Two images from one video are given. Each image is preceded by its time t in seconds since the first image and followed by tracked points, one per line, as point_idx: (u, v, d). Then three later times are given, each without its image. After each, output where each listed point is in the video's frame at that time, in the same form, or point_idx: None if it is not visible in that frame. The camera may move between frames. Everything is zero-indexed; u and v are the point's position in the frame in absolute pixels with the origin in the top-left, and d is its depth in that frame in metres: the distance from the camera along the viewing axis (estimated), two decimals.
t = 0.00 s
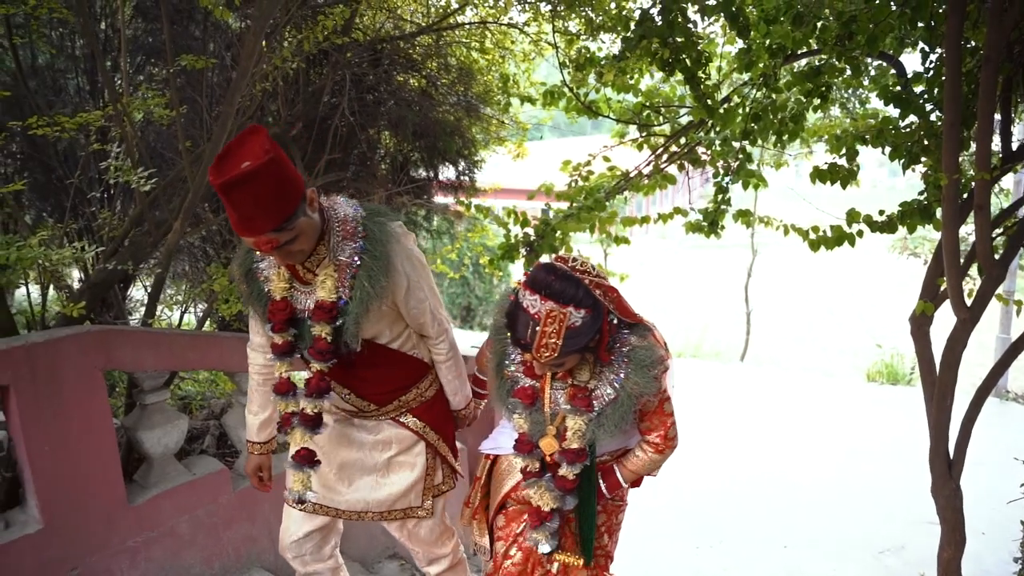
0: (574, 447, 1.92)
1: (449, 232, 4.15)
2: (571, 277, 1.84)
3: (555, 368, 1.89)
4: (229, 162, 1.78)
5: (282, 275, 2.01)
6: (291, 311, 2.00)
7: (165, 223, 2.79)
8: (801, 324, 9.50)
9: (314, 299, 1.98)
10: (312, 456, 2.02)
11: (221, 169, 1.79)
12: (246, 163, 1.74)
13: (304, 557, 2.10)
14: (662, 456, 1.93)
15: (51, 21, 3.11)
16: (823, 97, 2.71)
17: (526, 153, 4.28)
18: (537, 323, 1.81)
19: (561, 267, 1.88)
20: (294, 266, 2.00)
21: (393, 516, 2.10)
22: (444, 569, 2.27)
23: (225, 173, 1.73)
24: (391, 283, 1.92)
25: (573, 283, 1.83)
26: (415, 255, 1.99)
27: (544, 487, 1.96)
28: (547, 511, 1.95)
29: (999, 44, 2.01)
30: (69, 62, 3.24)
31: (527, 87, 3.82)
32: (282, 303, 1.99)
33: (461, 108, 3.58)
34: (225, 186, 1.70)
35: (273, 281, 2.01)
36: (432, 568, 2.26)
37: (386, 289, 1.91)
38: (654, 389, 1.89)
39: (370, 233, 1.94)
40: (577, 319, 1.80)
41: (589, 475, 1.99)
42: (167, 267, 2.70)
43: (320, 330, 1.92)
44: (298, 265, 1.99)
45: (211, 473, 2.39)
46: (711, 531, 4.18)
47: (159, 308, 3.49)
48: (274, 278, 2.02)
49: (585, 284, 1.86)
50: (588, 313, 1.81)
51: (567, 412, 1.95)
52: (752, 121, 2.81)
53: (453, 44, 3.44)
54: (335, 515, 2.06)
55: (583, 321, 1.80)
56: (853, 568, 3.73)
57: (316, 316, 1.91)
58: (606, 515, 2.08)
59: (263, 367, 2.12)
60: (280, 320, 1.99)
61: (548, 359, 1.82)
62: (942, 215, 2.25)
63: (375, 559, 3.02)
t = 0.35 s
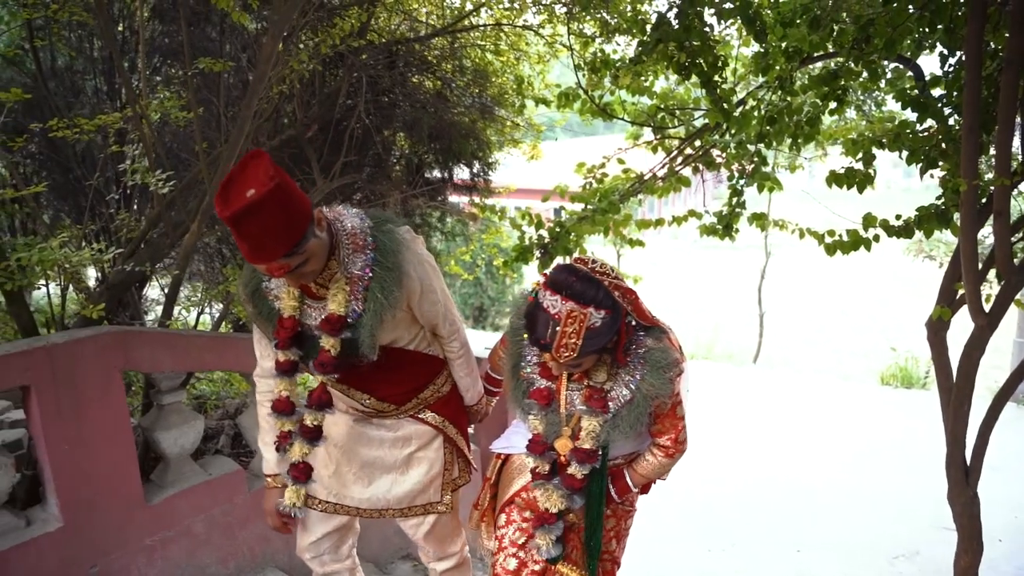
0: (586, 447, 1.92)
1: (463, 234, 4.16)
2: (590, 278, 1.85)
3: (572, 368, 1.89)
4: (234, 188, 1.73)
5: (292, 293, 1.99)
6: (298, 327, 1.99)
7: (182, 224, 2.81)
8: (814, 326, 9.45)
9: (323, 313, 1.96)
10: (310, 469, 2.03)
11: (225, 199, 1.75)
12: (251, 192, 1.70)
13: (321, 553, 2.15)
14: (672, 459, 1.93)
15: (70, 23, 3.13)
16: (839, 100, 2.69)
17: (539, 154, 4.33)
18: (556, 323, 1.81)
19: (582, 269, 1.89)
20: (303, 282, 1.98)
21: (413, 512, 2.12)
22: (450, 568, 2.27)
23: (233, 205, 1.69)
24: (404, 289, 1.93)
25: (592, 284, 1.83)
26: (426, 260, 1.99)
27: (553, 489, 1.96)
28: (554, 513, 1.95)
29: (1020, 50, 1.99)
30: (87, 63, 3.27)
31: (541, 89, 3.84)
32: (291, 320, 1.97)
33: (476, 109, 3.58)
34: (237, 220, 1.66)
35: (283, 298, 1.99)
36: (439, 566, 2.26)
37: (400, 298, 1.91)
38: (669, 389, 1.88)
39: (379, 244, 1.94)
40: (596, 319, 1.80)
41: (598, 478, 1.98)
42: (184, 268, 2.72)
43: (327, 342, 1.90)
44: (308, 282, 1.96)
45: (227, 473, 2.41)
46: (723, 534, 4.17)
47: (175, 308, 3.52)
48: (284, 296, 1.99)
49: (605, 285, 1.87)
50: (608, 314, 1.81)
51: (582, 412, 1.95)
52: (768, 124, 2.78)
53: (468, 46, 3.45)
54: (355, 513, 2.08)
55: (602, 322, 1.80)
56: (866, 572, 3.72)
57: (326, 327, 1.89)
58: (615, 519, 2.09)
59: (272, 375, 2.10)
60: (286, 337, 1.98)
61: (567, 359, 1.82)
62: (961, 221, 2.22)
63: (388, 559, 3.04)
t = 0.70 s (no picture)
0: (596, 448, 1.92)
1: (474, 235, 4.17)
2: (604, 278, 1.83)
3: (584, 368, 1.87)
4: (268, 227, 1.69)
5: (320, 323, 1.97)
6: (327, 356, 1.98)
7: (197, 225, 2.83)
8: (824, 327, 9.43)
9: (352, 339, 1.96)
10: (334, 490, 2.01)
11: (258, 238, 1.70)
12: (287, 230, 1.65)
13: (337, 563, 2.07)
14: (680, 463, 1.93)
15: (86, 25, 3.16)
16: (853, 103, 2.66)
17: (551, 155, 4.35)
18: (570, 323, 1.79)
19: (596, 268, 1.88)
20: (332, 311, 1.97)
21: (432, 513, 2.14)
22: (465, 568, 2.30)
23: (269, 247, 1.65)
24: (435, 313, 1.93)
25: (606, 284, 1.82)
26: (452, 279, 2.00)
27: (563, 490, 1.95)
28: (564, 513, 1.94)
29: None
30: (102, 65, 3.29)
31: (553, 90, 3.86)
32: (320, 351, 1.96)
33: (488, 111, 3.60)
34: (274, 262, 1.63)
35: (311, 329, 1.97)
36: (454, 566, 2.29)
37: (432, 321, 1.92)
38: (679, 390, 1.87)
39: (409, 270, 1.94)
40: (610, 319, 1.79)
41: (608, 480, 1.99)
42: (198, 269, 2.74)
43: (355, 369, 1.91)
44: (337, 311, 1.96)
45: (240, 473, 2.43)
46: (733, 537, 4.16)
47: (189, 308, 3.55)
48: (312, 327, 1.98)
49: (618, 286, 1.86)
50: (621, 314, 1.81)
51: (593, 413, 1.94)
52: (780, 126, 2.77)
53: (480, 47, 3.47)
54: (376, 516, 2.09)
55: (615, 321, 1.80)
56: None
57: (355, 356, 1.90)
58: (623, 522, 2.11)
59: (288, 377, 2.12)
60: (316, 367, 1.97)
61: (579, 359, 1.80)
62: (976, 224, 2.21)
63: (399, 560, 3.05)
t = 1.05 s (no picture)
0: (598, 449, 1.92)
1: (485, 235, 4.17)
2: (607, 277, 1.83)
3: (588, 368, 1.87)
4: (314, 277, 1.59)
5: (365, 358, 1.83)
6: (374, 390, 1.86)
7: (209, 226, 2.85)
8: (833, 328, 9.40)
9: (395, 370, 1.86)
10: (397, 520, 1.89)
11: (304, 287, 1.61)
12: (337, 279, 1.56)
13: (352, 564, 1.98)
14: (683, 468, 1.91)
15: (99, 27, 3.18)
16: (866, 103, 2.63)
17: (562, 156, 4.36)
18: (574, 322, 1.78)
19: (600, 268, 1.88)
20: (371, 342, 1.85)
21: (456, 512, 2.09)
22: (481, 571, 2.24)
23: (321, 297, 1.56)
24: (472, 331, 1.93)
25: (610, 284, 1.81)
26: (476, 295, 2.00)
27: (573, 492, 1.95)
28: (571, 515, 1.94)
29: None
30: (115, 66, 3.32)
31: (564, 91, 3.87)
32: (369, 387, 1.83)
33: (499, 111, 3.61)
34: (328, 313, 1.54)
35: (355, 367, 1.82)
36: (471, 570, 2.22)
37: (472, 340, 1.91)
38: (680, 393, 1.86)
39: (445, 294, 1.91)
40: (614, 318, 1.79)
41: (612, 481, 1.98)
42: (210, 269, 2.75)
43: (404, 399, 1.84)
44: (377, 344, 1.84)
45: (251, 473, 2.44)
46: (742, 538, 4.15)
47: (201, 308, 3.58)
48: (355, 364, 1.83)
49: (621, 285, 1.85)
50: (625, 313, 1.80)
51: (594, 414, 1.94)
52: (791, 127, 2.75)
53: (492, 48, 3.49)
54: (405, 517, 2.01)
55: (619, 321, 1.79)
56: None
57: (403, 385, 1.83)
58: (629, 526, 2.11)
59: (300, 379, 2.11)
60: (366, 403, 1.84)
61: (583, 358, 1.79)
62: (990, 226, 2.20)
63: (408, 560, 3.06)
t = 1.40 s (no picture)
0: (592, 449, 1.88)
1: (491, 236, 4.14)
2: (602, 277, 1.79)
3: (581, 369, 1.81)
4: (358, 320, 1.60)
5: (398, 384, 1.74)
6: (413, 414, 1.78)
7: (216, 226, 2.85)
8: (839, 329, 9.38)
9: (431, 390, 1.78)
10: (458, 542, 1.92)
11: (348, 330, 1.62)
12: (379, 319, 1.56)
13: (368, 563, 1.95)
14: (689, 465, 1.87)
15: (107, 27, 3.19)
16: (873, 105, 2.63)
17: (568, 156, 4.36)
18: (569, 323, 1.73)
19: (595, 269, 1.84)
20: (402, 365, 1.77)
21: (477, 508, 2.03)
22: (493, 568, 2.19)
23: (365, 343, 1.57)
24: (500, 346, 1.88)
25: (605, 283, 1.77)
26: (497, 307, 1.95)
27: (565, 491, 1.95)
28: (568, 514, 1.95)
29: None
30: (123, 66, 3.33)
31: (571, 92, 3.87)
32: (408, 412, 1.76)
33: (506, 112, 3.60)
34: (375, 358, 1.55)
35: (390, 394, 1.74)
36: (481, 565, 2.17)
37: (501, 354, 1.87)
38: (673, 393, 1.82)
39: (472, 311, 1.85)
40: (609, 318, 1.73)
41: (608, 479, 1.97)
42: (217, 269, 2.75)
43: (447, 418, 1.78)
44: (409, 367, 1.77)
45: (258, 472, 2.44)
46: (748, 539, 4.15)
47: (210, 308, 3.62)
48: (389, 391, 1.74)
49: (616, 285, 1.80)
50: (621, 313, 1.75)
51: (587, 413, 1.89)
52: (798, 128, 2.73)
53: (499, 49, 3.49)
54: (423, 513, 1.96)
55: (615, 321, 1.74)
56: None
57: (442, 405, 1.76)
58: (632, 529, 2.08)
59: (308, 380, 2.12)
60: (405, 428, 1.77)
61: (578, 359, 1.73)
62: (998, 228, 2.19)
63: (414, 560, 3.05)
